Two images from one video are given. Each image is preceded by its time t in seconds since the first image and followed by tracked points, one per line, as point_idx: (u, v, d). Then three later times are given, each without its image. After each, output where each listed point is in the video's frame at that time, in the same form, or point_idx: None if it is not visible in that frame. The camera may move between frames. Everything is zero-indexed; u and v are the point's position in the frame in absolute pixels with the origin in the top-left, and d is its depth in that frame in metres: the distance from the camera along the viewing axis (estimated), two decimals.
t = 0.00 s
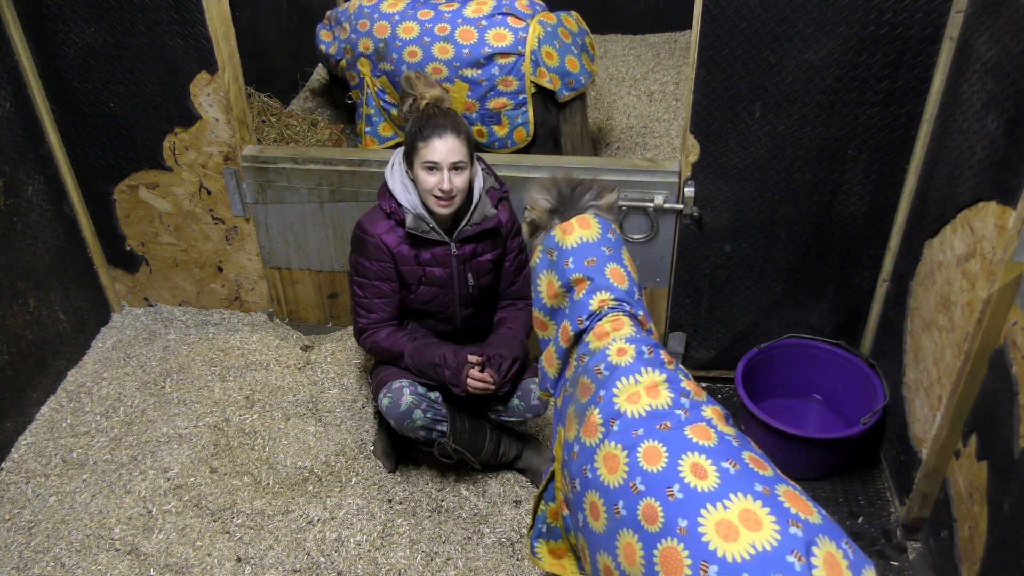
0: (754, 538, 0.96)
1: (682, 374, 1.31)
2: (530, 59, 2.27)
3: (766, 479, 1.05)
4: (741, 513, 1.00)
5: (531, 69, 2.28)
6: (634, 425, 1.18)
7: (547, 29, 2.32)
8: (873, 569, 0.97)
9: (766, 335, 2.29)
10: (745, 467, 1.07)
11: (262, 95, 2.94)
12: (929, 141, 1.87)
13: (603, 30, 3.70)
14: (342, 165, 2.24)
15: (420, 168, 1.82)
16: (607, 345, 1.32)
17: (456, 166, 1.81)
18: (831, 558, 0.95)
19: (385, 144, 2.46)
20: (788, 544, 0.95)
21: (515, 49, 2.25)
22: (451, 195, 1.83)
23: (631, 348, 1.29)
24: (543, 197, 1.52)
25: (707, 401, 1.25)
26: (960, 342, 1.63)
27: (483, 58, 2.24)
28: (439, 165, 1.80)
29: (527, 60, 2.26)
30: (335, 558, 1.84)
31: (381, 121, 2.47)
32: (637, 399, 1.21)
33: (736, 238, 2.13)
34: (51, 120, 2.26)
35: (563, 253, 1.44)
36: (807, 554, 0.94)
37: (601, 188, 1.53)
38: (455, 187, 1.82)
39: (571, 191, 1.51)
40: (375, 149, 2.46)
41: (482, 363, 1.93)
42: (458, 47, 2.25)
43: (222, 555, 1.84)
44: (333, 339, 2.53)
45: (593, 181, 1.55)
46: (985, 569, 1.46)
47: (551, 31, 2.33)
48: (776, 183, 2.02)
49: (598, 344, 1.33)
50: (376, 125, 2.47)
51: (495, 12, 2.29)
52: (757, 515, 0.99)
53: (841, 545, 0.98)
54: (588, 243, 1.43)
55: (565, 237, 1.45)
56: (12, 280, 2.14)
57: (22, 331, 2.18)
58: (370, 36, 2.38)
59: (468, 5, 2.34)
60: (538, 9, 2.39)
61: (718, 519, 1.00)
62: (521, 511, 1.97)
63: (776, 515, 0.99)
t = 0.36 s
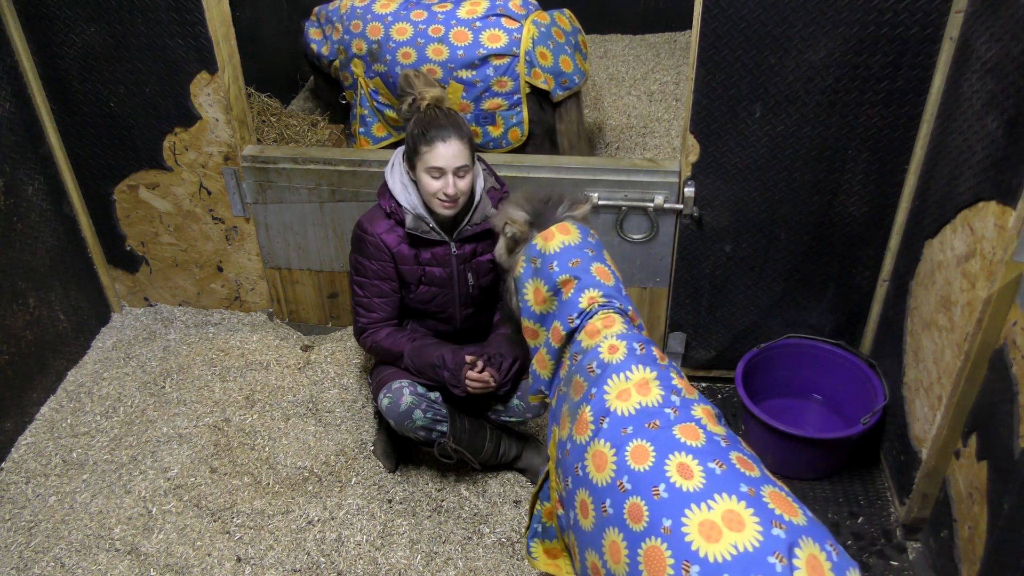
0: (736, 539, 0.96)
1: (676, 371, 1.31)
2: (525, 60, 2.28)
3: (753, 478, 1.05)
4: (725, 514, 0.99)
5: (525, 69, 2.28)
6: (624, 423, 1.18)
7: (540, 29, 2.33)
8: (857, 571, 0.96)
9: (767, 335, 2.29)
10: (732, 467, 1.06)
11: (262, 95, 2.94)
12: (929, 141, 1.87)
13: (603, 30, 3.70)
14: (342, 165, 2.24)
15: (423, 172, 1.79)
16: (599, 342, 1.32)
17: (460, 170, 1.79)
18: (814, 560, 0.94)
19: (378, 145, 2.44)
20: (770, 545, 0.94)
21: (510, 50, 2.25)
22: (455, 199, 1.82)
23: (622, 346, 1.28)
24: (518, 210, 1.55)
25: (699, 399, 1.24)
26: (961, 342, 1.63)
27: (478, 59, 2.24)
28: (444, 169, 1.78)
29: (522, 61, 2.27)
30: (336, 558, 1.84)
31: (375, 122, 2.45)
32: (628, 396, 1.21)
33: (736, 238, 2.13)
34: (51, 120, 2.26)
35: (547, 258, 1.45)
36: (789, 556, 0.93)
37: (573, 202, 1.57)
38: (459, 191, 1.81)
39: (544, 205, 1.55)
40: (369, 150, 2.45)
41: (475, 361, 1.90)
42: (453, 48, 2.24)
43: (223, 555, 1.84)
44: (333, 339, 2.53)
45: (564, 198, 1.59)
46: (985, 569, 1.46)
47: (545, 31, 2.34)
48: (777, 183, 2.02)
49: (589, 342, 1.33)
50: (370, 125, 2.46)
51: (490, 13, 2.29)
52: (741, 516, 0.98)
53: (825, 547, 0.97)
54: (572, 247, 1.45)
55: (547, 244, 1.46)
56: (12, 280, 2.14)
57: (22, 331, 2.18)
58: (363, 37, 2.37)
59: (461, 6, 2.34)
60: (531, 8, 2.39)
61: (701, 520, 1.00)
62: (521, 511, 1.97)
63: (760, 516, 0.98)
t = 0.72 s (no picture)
0: (733, 539, 0.97)
1: (669, 371, 1.32)
2: (521, 57, 2.29)
3: (749, 478, 1.06)
4: (721, 513, 1.00)
5: (521, 67, 2.29)
6: (620, 424, 1.19)
7: (536, 26, 2.34)
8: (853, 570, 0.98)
9: (767, 335, 2.29)
10: (728, 467, 1.07)
11: (262, 95, 2.94)
12: (929, 140, 1.87)
13: (603, 30, 3.70)
14: (342, 165, 2.24)
15: (432, 199, 1.80)
16: (591, 344, 1.32)
17: (467, 194, 1.80)
18: (811, 560, 0.95)
19: (373, 143, 2.46)
20: (767, 545, 0.95)
21: (506, 47, 2.26)
22: (464, 218, 1.85)
23: (616, 347, 1.29)
24: (488, 225, 1.53)
25: (694, 398, 1.25)
26: (961, 342, 1.63)
27: (474, 57, 2.24)
28: (454, 196, 1.78)
29: (518, 58, 2.28)
30: (335, 558, 1.84)
31: (370, 120, 2.46)
32: (623, 396, 1.22)
33: (736, 238, 2.13)
34: (51, 120, 2.26)
35: (526, 269, 1.42)
36: (786, 555, 0.94)
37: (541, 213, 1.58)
38: (467, 212, 1.83)
39: (512, 218, 1.55)
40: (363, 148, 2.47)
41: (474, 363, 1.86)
42: (449, 46, 2.24)
43: (222, 555, 1.84)
44: (333, 339, 2.53)
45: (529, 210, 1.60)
46: (985, 569, 1.46)
47: (540, 28, 2.35)
48: (777, 183, 2.02)
49: (581, 344, 1.33)
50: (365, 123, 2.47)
51: (485, 11, 2.29)
52: (738, 516, 0.99)
53: (822, 546, 0.98)
54: (549, 254, 1.44)
55: (524, 255, 1.44)
56: (12, 280, 2.14)
57: (22, 331, 2.18)
58: (359, 35, 2.35)
59: (457, 4, 2.33)
60: (526, 5, 2.40)
61: (698, 520, 1.00)
62: (521, 511, 1.97)
63: (756, 516, 0.99)
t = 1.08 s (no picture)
0: (742, 536, 0.98)
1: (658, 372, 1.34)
2: (515, 56, 2.29)
3: (750, 476, 1.08)
4: (728, 511, 1.02)
5: (516, 65, 2.29)
6: (616, 426, 1.20)
7: (530, 25, 2.34)
8: (857, 563, 1.00)
9: (767, 335, 2.29)
10: (728, 465, 1.09)
11: (262, 95, 2.94)
12: (929, 140, 1.87)
13: (603, 31, 3.70)
14: (342, 165, 2.24)
15: (423, 210, 1.81)
16: (581, 348, 1.34)
17: (459, 207, 1.81)
18: (818, 554, 0.98)
19: (367, 139, 2.48)
20: (775, 541, 0.97)
21: (500, 46, 2.26)
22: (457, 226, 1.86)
23: (606, 350, 1.31)
24: (475, 226, 1.52)
25: (686, 399, 1.28)
26: (961, 342, 1.63)
27: (469, 55, 2.24)
28: (446, 208, 1.79)
29: (512, 57, 2.28)
30: (335, 558, 1.84)
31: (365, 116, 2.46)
32: (618, 399, 1.23)
33: (736, 238, 2.13)
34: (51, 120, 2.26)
35: (514, 271, 1.42)
36: (794, 550, 0.96)
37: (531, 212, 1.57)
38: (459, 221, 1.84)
39: (501, 219, 1.54)
40: (358, 144, 2.49)
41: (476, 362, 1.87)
42: (444, 44, 2.24)
43: (222, 555, 1.84)
44: (333, 339, 2.53)
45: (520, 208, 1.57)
46: (985, 569, 1.46)
47: (535, 27, 2.36)
48: (776, 183, 2.02)
49: (571, 348, 1.34)
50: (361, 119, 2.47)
51: (480, 10, 2.29)
52: (744, 514, 1.01)
53: (825, 540, 1.01)
54: (536, 256, 1.44)
55: (511, 258, 1.44)
56: (12, 280, 2.14)
57: (22, 331, 2.18)
58: (354, 32, 2.33)
59: (451, 2, 2.32)
60: (521, 4, 2.41)
61: (705, 519, 1.02)
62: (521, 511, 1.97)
63: (762, 512, 1.01)
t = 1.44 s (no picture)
0: (743, 530, 0.99)
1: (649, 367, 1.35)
2: (495, 61, 2.26)
3: (748, 470, 1.09)
4: (728, 506, 1.02)
5: (495, 70, 2.27)
6: (612, 424, 1.20)
7: (513, 30, 2.30)
8: (857, 553, 1.02)
9: (767, 335, 2.29)
10: (726, 460, 1.10)
11: (262, 95, 2.94)
12: (929, 140, 1.87)
13: (604, 31, 3.70)
14: (342, 165, 2.24)
15: (421, 209, 1.81)
16: (572, 346, 1.34)
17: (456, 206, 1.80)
18: (818, 546, 0.99)
19: (358, 136, 2.52)
20: (776, 534, 0.98)
21: (480, 50, 2.23)
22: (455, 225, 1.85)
23: (598, 348, 1.31)
24: (464, 227, 1.51)
25: (679, 393, 1.28)
26: (961, 342, 1.63)
27: (448, 58, 2.22)
28: (442, 207, 1.79)
29: (492, 61, 2.26)
30: (335, 558, 1.84)
31: (355, 111, 2.50)
32: (612, 397, 1.23)
33: (736, 238, 2.13)
34: (51, 120, 2.26)
35: (502, 271, 1.43)
36: (795, 542, 0.97)
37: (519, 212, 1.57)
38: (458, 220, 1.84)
39: (490, 219, 1.54)
40: (351, 138, 2.54)
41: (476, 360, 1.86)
42: (425, 45, 2.22)
43: (222, 555, 1.84)
44: (333, 339, 2.53)
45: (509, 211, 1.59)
46: (985, 569, 1.46)
47: (518, 32, 2.31)
48: (776, 183, 2.02)
49: (562, 347, 1.34)
50: (351, 114, 2.51)
51: (463, 11, 2.25)
52: (744, 508, 1.02)
53: (825, 531, 1.02)
54: (524, 256, 1.45)
55: (499, 257, 1.44)
56: (12, 280, 2.14)
57: (22, 331, 2.18)
58: (343, 28, 2.34)
59: None
60: (507, 7, 2.35)
61: (705, 514, 1.02)
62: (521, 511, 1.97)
63: (761, 506, 1.02)
